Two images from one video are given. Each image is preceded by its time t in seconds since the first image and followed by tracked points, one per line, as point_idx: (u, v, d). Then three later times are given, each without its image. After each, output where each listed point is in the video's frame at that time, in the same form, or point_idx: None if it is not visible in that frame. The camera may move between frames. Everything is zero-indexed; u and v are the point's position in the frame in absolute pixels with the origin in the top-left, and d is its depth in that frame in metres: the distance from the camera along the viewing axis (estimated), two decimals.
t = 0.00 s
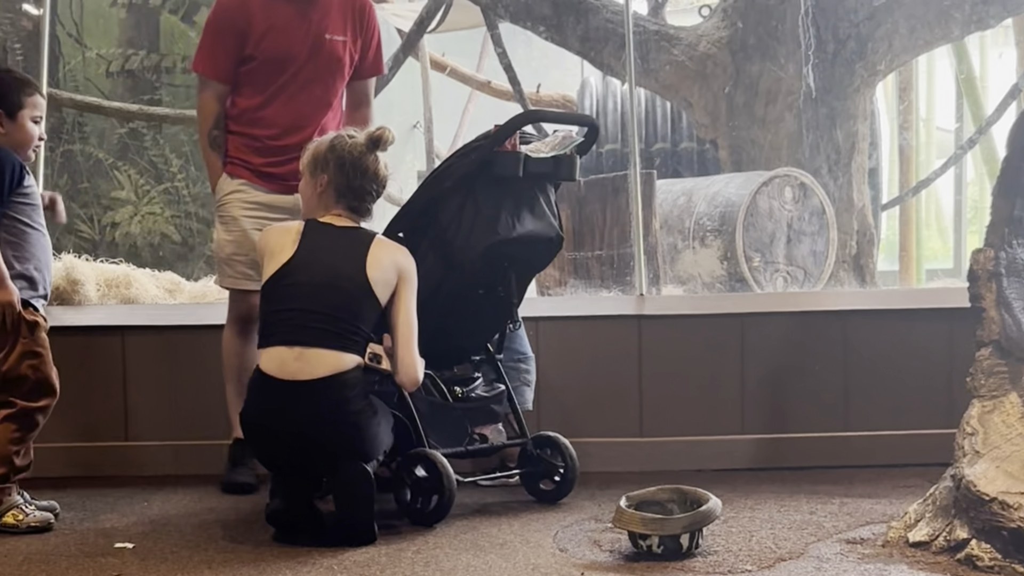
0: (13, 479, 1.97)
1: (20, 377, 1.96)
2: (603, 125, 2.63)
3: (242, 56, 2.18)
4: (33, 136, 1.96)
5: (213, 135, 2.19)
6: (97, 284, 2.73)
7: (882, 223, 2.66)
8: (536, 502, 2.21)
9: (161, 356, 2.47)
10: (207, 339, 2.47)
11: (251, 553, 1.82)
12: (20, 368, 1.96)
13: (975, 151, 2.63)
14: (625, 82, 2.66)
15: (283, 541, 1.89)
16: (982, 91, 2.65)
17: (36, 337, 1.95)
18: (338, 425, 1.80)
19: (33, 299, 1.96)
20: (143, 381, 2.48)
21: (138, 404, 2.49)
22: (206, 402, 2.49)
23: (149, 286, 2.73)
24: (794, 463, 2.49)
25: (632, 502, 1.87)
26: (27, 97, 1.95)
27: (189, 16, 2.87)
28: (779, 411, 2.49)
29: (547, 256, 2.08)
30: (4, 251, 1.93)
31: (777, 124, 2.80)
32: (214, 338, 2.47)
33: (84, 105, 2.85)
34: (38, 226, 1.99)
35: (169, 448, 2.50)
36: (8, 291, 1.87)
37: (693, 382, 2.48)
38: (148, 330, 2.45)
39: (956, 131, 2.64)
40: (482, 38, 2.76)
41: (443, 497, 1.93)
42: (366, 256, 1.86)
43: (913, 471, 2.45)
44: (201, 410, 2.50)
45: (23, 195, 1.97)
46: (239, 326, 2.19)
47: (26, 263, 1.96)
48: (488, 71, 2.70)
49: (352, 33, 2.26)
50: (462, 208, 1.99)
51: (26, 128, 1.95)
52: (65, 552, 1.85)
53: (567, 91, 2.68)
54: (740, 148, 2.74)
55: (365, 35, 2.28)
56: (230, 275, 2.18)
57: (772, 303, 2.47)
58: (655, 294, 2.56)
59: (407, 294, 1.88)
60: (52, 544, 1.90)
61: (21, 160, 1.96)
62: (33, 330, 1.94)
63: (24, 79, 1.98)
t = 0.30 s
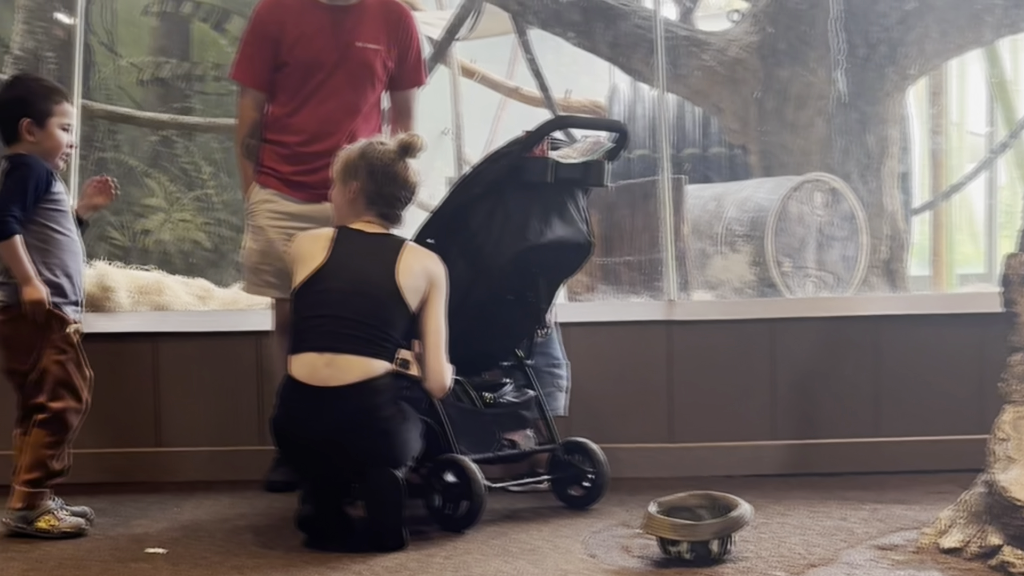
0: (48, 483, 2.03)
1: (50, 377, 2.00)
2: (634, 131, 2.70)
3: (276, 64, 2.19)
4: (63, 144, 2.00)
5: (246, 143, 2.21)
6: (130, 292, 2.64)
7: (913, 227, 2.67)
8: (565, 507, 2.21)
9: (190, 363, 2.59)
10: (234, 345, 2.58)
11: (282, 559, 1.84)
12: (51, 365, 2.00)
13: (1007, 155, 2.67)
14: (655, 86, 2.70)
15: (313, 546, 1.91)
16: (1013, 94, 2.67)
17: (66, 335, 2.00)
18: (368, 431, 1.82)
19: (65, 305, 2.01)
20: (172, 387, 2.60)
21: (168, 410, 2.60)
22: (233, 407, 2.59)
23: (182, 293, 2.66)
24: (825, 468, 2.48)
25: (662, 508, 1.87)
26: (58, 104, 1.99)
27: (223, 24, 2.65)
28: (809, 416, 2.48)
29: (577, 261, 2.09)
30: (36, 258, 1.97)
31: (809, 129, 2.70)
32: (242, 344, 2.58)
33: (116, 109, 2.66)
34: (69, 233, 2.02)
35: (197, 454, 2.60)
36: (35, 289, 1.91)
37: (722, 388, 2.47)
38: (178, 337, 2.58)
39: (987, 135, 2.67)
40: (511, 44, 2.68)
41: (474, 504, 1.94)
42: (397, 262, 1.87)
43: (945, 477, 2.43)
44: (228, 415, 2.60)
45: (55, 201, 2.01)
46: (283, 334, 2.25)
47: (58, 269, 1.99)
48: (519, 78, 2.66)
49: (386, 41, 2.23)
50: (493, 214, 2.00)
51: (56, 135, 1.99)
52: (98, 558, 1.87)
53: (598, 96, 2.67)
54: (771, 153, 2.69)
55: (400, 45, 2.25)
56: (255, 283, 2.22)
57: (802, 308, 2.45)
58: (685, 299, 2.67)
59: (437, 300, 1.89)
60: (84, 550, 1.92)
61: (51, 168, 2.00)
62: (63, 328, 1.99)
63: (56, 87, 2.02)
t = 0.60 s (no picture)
0: (94, 488, 2.05)
1: (95, 381, 2.02)
2: (673, 136, 2.69)
3: (314, 75, 2.23)
4: (105, 151, 2.04)
5: (289, 154, 2.26)
6: (171, 298, 2.70)
7: (956, 231, 2.64)
8: (605, 512, 2.21)
9: (232, 368, 2.54)
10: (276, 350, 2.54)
11: (322, 564, 1.86)
12: (94, 368, 2.02)
13: None
14: (695, 90, 2.71)
15: (354, 550, 1.93)
16: None
17: (110, 338, 2.02)
18: (407, 436, 1.83)
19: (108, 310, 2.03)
20: (214, 392, 2.55)
21: (210, 415, 2.56)
22: (277, 411, 2.55)
23: (223, 298, 2.71)
24: (868, 473, 2.45)
25: (702, 513, 1.87)
26: (99, 113, 2.03)
27: (264, 34, 2.75)
28: (851, 421, 2.45)
29: (616, 266, 2.09)
30: (78, 264, 2.01)
31: (849, 132, 2.70)
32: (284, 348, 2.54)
33: (159, 116, 2.77)
34: (112, 239, 2.06)
35: (240, 458, 2.55)
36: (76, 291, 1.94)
37: (763, 393, 2.46)
38: (220, 342, 2.53)
39: None
40: (548, 50, 2.71)
41: (512, 509, 1.94)
42: (438, 268, 1.89)
43: (990, 482, 2.40)
44: (271, 420, 2.55)
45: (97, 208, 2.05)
46: (323, 340, 2.28)
47: (100, 273, 2.03)
48: (557, 82, 2.69)
49: (421, 45, 2.24)
50: (532, 220, 2.01)
51: (98, 144, 2.03)
52: (140, 563, 1.90)
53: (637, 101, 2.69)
54: (812, 156, 2.69)
55: (434, 48, 2.25)
56: (299, 290, 2.27)
57: (843, 312, 2.43)
58: (724, 304, 2.64)
59: (477, 308, 1.91)
60: (126, 554, 1.96)
61: (94, 176, 2.04)
62: (106, 331, 2.01)
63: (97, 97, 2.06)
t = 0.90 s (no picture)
0: (144, 493, 2.06)
1: (144, 388, 2.03)
2: (721, 140, 2.70)
3: (355, 86, 2.25)
4: (151, 158, 2.04)
5: (333, 165, 2.28)
6: (222, 305, 2.78)
7: (1008, 233, 2.65)
8: (654, 518, 2.20)
9: (280, 373, 2.49)
10: (325, 355, 2.49)
11: (371, 570, 1.88)
12: (144, 373, 2.03)
13: None
14: (743, 95, 2.72)
15: (403, 556, 1.94)
16: None
17: (160, 344, 2.03)
18: (455, 442, 1.85)
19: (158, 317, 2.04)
20: (262, 398, 2.50)
21: (258, 421, 2.51)
22: (326, 416, 2.50)
23: (272, 306, 2.79)
24: (919, 479, 2.42)
25: (750, 518, 1.86)
26: (145, 121, 2.03)
27: (311, 41, 2.90)
28: (900, 426, 2.43)
29: (663, 271, 2.09)
30: (128, 271, 2.02)
31: (900, 135, 2.71)
32: (333, 354, 2.48)
33: (207, 125, 2.88)
34: (160, 245, 2.07)
35: (289, 464, 2.52)
36: (127, 299, 1.94)
37: (814, 398, 2.44)
38: (269, 348, 2.48)
39: None
40: (597, 56, 2.77)
41: (559, 513, 1.95)
42: (484, 275, 1.91)
43: None
44: (320, 425, 2.51)
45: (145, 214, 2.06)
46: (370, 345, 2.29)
47: (151, 280, 2.04)
48: (604, 87, 2.74)
49: (460, 51, 2.27)
50: (579, 225, 2.02)
51: (144, 151, 2.03)
52: (191, 567, 1.92)
53: (684, 106, 2.73)
54: (861, 159, 2.70)
55: (473, 54, 2.28)
56: (350, 298, 2.29)
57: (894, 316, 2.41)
58: (774, 308, 2.64)
59: (525, 315, 1.92)
60: (177, 559, 1.98)
61: (140, 183, 2.05)
62: (156, 336, 2.02)
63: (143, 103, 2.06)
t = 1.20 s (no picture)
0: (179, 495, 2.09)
1: (179, 391, 2.06)
2: (755, 140, 2.72)
3: (376, 91, 2.27)
4: (183, 162, 2.08)
5: (357, 170, 2.30)
6: (256, 308, 2.85)
7: None
8: (690, 520, 2.20)
9: (316, 376, 2.51)
10: (358, 358, 2.51)
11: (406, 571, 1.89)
12: (178, 377, 2.06)
13: None
14: (777, 94, 2.73)
15: (436, 558, 1.95)
16: None
17: (194, 348, 2.05)
18: (488, 444, 1.86)
19: (193, 321, 2.07)
20: (296, 401, 2.52)
21: (293, 423, 2.53)
22: (361, 418, 2.52)
23: (307, 309, 2.86)
24: (953, 481, 2.40)
25: (785, 520, 1.86)
26: (176, 126, 2.06)
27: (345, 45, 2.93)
28: (937, 427, 2.41)
29: (697, 273, 2.09)
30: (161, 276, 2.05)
31: (935, 134, 2.70)
32: (366, 357, 2.51)
33: (242, 131, 2.92)
34: (193, 249, 2.10)
35: (323, 466, 2.53)
36: (163, 301, 1.96)
37: (851, 399, 2.42)
38: (304, 352, 2.51)
39: None
40: (630, 58, 2.77)
41: (593, 516, 1.96)
42: (518, 276, 1.92)
43: None
44: (354, 427, 2.52)
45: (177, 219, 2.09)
46: (402, 350, 2.30)
47: (185, 284, 2.07)
48: (638, 90, 2.75)
49: (479, 50, 2.27)
50: (613, 227, 2.02)
51: (176, 156, 2.07)
52: (228, 569, 1.95)
53: (717, 107, 2.74)
54: (897, 160, 2.70)
55: (492, 53, 2.29)
56: (378, 303, 2.29)
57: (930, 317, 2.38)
58: (808, 309, 2.67)
59: (557, 317, 1.93)
60: (213, 561, 2.00)
61: (172, 188, 2.08)
62: (190, 341, 2.05)
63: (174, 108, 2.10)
